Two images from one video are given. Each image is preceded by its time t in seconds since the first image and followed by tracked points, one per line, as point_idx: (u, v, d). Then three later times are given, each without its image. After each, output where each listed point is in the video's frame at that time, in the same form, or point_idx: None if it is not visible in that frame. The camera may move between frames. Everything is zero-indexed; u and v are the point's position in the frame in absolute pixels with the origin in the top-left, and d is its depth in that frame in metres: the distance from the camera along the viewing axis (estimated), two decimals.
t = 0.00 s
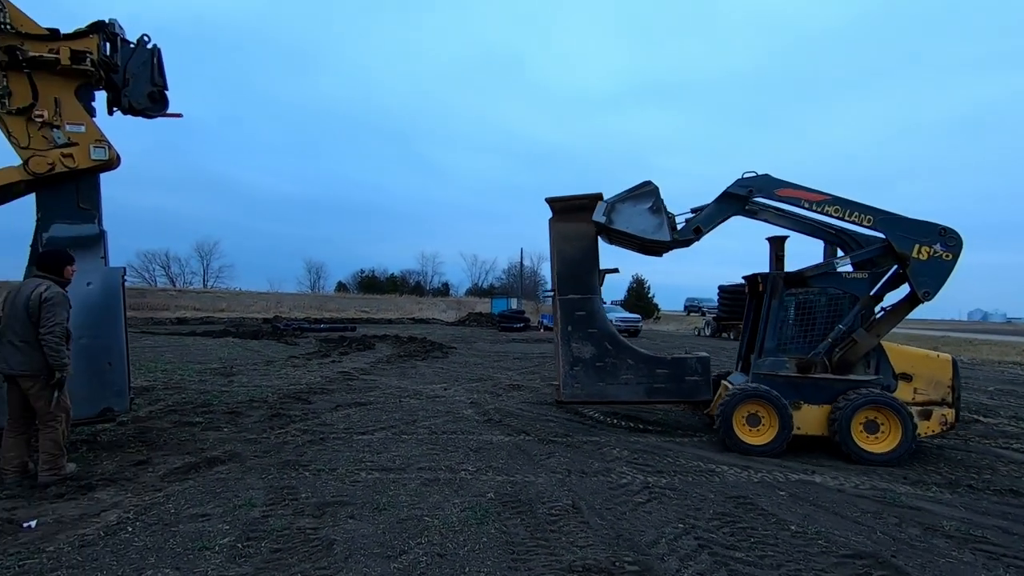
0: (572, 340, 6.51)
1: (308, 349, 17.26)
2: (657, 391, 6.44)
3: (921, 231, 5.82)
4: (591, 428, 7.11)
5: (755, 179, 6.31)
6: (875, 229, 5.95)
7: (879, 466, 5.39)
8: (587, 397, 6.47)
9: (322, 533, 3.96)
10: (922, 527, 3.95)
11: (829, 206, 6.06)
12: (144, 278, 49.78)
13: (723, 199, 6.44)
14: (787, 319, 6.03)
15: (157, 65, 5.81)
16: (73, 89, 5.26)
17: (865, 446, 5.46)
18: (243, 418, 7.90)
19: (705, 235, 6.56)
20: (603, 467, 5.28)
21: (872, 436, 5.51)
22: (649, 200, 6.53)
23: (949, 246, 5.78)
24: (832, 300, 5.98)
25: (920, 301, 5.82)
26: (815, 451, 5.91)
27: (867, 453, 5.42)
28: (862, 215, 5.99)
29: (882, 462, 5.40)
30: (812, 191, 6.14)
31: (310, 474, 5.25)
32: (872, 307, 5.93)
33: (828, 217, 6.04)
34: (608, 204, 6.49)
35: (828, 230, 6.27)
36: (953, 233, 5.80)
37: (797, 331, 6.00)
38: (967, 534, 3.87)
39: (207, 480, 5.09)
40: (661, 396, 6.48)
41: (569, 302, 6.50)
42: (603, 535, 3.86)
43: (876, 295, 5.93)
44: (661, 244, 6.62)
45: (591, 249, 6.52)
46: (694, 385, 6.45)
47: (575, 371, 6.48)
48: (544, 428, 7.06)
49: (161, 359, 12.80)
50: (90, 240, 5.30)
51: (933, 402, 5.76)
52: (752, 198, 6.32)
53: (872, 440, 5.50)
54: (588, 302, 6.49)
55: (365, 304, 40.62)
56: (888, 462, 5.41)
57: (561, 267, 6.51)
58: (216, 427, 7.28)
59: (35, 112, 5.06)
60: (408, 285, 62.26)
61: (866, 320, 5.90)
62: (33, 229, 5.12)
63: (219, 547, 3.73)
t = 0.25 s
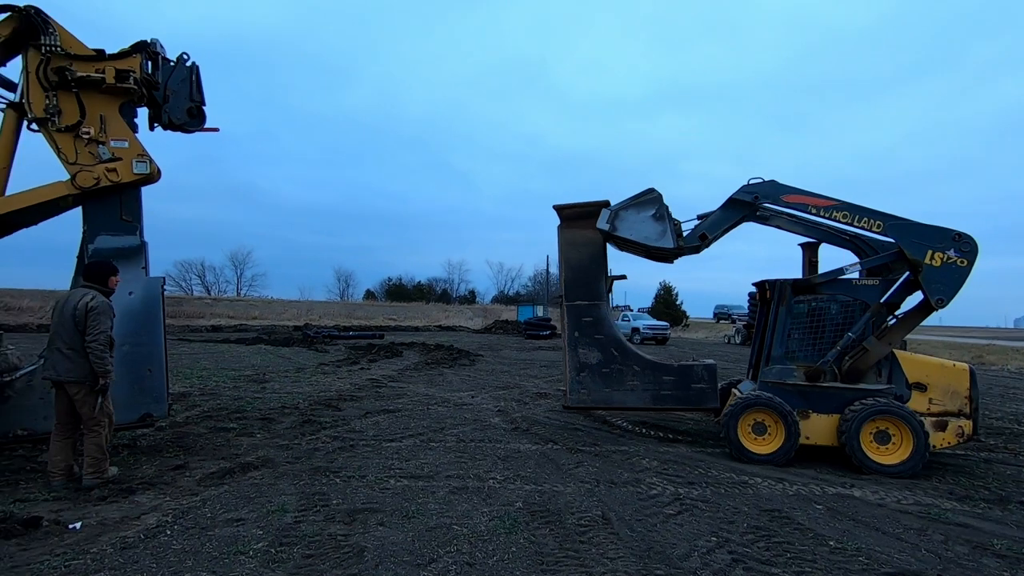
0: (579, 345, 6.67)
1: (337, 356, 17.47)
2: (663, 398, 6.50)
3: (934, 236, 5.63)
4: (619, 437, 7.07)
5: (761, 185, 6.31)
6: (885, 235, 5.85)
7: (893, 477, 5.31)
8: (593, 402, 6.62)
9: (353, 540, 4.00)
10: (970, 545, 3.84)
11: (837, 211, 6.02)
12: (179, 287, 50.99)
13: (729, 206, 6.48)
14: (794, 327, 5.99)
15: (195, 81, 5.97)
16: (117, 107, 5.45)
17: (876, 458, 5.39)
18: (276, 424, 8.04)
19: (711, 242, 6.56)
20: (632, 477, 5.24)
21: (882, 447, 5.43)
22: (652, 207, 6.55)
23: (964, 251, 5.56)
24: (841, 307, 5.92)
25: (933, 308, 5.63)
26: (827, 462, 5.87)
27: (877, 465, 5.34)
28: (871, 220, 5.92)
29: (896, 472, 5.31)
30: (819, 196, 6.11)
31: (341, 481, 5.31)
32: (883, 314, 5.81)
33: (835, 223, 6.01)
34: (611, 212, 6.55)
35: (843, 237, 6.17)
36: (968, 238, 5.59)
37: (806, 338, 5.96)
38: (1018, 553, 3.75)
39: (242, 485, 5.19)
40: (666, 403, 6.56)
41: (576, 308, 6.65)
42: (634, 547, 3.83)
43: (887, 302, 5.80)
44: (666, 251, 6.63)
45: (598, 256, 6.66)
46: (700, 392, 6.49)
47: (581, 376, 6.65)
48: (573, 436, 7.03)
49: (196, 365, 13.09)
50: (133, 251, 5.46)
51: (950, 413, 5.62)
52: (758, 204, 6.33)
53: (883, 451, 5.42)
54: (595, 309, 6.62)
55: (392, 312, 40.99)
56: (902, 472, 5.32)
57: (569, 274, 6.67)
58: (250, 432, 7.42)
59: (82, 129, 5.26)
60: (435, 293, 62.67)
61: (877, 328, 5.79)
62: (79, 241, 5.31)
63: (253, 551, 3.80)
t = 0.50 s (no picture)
0: (582, 353, 6.74)
1: (361, 363, 17.62)
2: (665, 406, 6.49)
3: (938, 239, 5.58)
4: (644, 446, 7.01)
5: (759, 192, 6.28)
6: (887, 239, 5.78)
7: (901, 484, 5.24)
8: (597, 410, 6.65)
9: (379, 546, 4.02)
10: (1013, 562, 3.74)
11: (837, 216, 5.96)
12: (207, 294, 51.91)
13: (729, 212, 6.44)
14: (797, 333, 5.97)
15: (225, 96, 6.02)
16: (152, 121, 5.58)
17: (883, 466, 5.31)
18: (302, 430, 8.13)
19: (711, 250, 6.50)
20: (658, 487, 5.19)
21: (889, 453, 5.36)
22: (650, 216, 6.55)
23: (969, 254, 5.49)
24: (844, 313, 5.88)
25: (939, 312, 5.56)
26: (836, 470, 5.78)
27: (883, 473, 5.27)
28: (872, 225, 5.86)
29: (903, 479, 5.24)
30: (819, 202, 6.06)
31: (366, 487, 5.34)
32: (887, 319, 5.76)
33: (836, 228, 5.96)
34: (609, 221, 6.60)
35: (852, 241, 6.04)
36: (972, 241, 5.52)
37: (808, 345, 5.93)
38: None
39: (270, 490, 5.25)
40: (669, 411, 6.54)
41: (579, 316, 6.74)
42: (661, 558, 3.80)
43: (891, 307, 5.75)
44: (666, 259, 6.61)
45: (601, 265, 6.74)
46: (703, 400, 6.44)
47: (585, 385, 6.70)
48: (596, 445, 6.99)
49: (225, 372, 13.30)
50: (167, 261, 5.57)
51: (960, 420, 5.48)
52: (758, 211, 6.29)
53: (890, 458, 5.34)
54: (597, 316, 6.70)
55: (415, 319, 41.23)
56: (911, 479, 5.23)
57: (572, 282, 6.77)
58: (277, 438, 7.52)
59: (119, 143, 5.42)
60: (458, 300, 62.91)
61: (881, 333, 5.73)
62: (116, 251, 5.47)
63: (282, 556, 3.84)
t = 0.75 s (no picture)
0: (585, 358, 6.79)
1: (383, 368, 17.73)
2: (666, 411, 6.50)
3: (939, 241, 5.43)
4: (666, 453, 6.94)
5: (757, 196, 6.22)
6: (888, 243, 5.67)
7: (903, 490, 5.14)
8: (598, 414, 6.70)
9: (401, 550, 4.01)
10: None
11: (835, 220, 5.89)
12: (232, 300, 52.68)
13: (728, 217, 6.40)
14: (797, 338, 5.99)
15: (251, 106, 6.11)
16: (181, 132, 5.70)
17: (884, 472, 5.22)
18: (325, 434, 8.20)
19: (711, 256, 6.40)
20: (682, 494, 5.14)
21: (893, 459, 5.25)
22: (649, 222, 6.50)
23: (973, 256, 5.29)
24: (845, 317, 5.82)
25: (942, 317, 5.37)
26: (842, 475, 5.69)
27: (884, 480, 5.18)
28: (872, 227, 5.74)
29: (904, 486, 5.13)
30: (817, 205, 5.99)
31: (389, 492, 5.36)
32: (890, 323, 5.60)
33: (835, 232, 5.90)
34: (608, 227, 6.60)
35: (858, 242, 5.81)
36: (977, 242, 5.31)
37: (808, 349, 5.91)
38: None
39: (295, 494, 5.30)
40: (670, 416, 6.53)
41: (581, 320, 6.80)
42: (686, 566, 3.76)
43: (894, 310, 5.61)
44: (666, 265, 6.54)
45: (602, 269, 6.80)
46: (704, 405, 6.44)
47: (586, 389, 6.76)
48: (619, 451, 6.94)
49: (250, 377, 13.47)
50: (195, 267, 5.68)
51: (966, 426, 5.28)
52: (755, 215, 6.23)
53: (892, 464, 5.24)
54: (599, 321, 6.75)
55: (436, 324, 41.40)
56: (913, 485, 5.12)
57: (575, 287, 6.84)
58: (301, 442, 7.59)
59: (150, 154, 5.55)
60: (478, 305, 63.04)
61: (883, 337, 5.59)
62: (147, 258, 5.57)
63: (307, 559, 3.86)
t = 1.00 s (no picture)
0: (587, 358, 6.79)
1: (402, 371, 17.80)
2: (666, 413, 6.48)
3: (940, 244, 5.39)
4: (686, 457, 6.88)
5: (757, 198, 6.14)
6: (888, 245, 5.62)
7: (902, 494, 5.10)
8: (599, 414, 6.70)
9: (422, 553, 3.99)
10: None
11: (835, 222, 5.84)
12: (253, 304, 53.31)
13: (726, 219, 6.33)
14: (796, 340, 5.98)
15: (274, 113, 6.17)
16: (206, 139, 5.79)
17: (884, 475, 5.20)
18: (346, 437, 8.25)
19: (710, 258, 6.31)
20: (703, 499, 5.09)
21: (893, 462, 5.21)
22: (648, 224, 6.47)
23: (973, 259, 5.26)
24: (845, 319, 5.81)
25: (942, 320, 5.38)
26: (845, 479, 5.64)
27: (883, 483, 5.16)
28: (872, 230, 5.69)
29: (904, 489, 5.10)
30: (817, 207, 5.92)
31: (409, 494, 5.37)
32: (889, 326, 5.60)
33: (834, 234, 5.85)
34: (608, 229, 6.58)
35: (859, 245, 5.78)
36: (977, 244, 5.28)
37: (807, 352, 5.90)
38: None
39: (316, 495, 5.33)
40: (670, 417, 6.51)
41: (583, 321, 6.80)
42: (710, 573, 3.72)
43: (893, 313, 5.60)
44: (666, 267, 6.51)
45: (605, 271, 6.80)
46: (705, 407, 6.41)
47: (587, 390, 6.76)
48: (638, 455, 6.89)
49: (272, 379, 13.61)
50: (219, 272, 5.76)
51: (968, 430, 5.18)
52: (754, 217, 6.15)
53: (892, 468, 5.21)
54: (601, 322, 6.75)
55: (455, 327, 41.49)
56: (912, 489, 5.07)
57: (576, 288, 6.85)
58: (322, 444, 7.65)
59: (175, 161, 5.65)
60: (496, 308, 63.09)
61: (883, 340, 5.59)
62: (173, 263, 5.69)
63: (328, 561, 3.86)
